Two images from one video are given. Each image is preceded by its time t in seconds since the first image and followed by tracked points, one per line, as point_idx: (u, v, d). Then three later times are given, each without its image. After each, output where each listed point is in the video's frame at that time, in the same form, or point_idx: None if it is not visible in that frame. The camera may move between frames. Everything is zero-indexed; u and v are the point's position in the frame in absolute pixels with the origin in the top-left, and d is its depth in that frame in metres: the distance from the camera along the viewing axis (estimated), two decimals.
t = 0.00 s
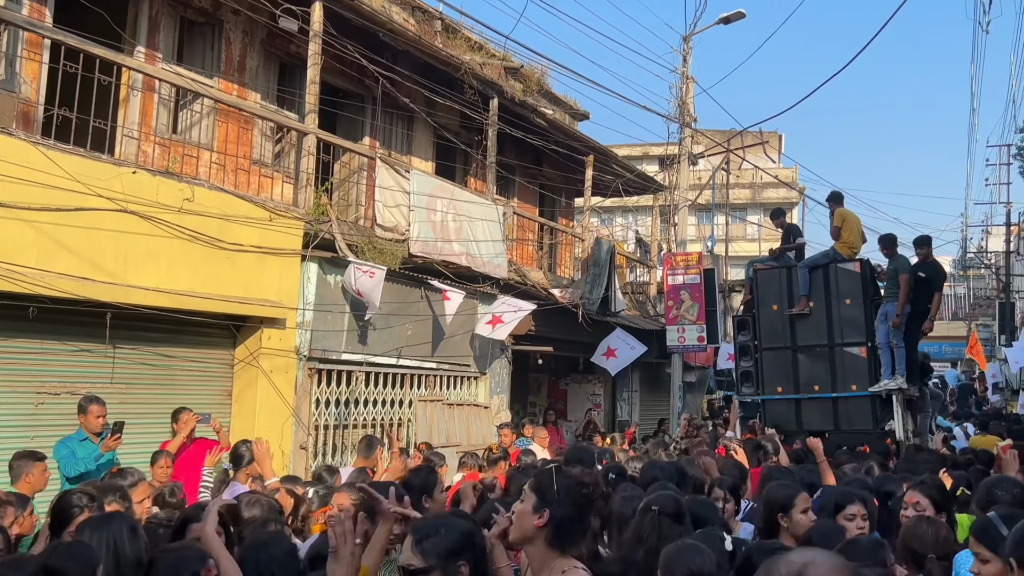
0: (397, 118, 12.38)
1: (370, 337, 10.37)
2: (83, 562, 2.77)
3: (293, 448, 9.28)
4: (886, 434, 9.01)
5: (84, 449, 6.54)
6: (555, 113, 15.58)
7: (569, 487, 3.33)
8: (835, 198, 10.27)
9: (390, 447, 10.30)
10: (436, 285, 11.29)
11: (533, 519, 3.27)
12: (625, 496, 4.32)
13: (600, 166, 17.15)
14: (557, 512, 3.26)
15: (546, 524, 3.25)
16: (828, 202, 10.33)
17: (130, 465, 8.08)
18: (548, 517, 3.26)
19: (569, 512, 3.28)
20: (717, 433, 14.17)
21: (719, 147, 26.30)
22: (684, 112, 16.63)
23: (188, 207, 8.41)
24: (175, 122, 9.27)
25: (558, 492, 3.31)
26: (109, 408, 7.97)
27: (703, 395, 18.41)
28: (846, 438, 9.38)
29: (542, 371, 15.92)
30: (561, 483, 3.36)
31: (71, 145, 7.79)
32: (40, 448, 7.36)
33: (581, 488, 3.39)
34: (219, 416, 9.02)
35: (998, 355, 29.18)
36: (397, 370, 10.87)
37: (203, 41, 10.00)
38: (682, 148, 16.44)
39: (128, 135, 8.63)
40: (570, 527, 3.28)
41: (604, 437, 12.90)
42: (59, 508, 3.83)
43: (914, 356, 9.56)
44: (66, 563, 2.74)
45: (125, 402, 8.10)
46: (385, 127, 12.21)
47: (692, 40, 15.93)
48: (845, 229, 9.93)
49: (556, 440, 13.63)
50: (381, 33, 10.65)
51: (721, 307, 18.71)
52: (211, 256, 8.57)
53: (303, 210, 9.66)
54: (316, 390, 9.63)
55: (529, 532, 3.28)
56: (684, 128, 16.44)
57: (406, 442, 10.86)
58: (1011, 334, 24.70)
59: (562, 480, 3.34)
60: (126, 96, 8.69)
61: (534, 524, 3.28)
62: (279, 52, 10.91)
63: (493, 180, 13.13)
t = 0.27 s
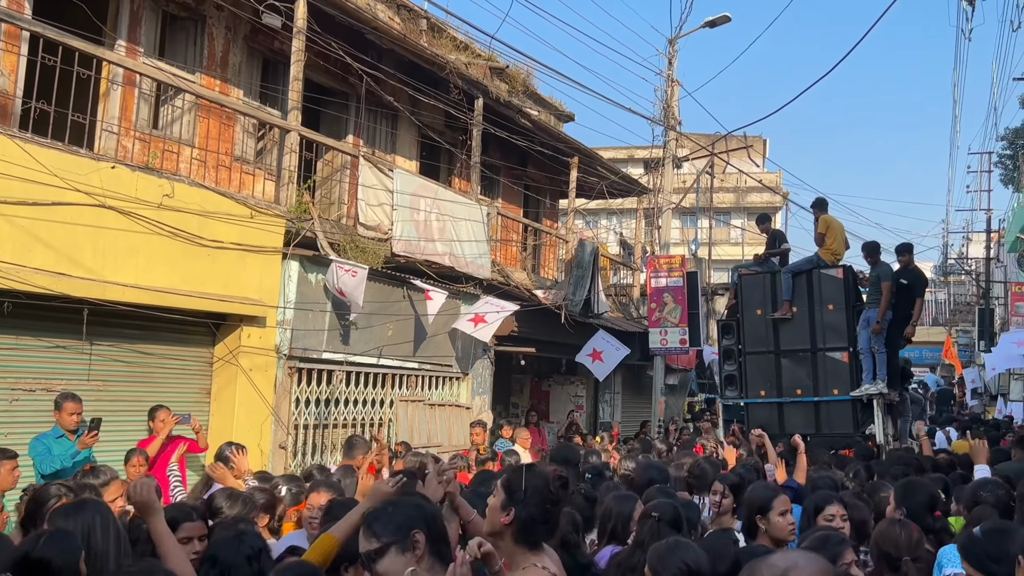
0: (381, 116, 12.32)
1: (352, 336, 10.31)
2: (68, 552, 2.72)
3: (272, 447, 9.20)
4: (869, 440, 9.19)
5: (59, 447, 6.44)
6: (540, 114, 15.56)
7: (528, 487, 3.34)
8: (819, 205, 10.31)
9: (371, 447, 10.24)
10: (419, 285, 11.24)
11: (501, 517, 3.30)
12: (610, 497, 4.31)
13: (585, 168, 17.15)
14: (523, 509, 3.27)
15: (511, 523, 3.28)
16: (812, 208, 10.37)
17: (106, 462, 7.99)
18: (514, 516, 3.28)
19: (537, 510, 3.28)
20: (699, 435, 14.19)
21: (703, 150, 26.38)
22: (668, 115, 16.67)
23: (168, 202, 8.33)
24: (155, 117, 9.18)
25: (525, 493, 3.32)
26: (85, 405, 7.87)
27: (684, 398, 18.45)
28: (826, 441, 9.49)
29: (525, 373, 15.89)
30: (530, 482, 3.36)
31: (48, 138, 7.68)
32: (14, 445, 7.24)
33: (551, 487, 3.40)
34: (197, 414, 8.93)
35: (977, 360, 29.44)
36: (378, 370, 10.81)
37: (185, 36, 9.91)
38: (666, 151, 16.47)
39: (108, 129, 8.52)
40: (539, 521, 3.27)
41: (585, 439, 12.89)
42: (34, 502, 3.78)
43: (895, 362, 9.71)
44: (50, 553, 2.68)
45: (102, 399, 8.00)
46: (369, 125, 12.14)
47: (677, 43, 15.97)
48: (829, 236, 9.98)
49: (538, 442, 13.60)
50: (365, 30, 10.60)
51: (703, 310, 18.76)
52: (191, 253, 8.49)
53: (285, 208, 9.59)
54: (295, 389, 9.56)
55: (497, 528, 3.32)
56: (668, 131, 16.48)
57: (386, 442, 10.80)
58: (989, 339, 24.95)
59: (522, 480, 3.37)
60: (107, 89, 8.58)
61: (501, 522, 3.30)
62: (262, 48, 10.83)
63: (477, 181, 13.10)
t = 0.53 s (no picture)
0: (370, 115, 12.29)
1: (338, 335, 10.26)
2: (51, 548, 2.70)
3: (258, 446, 9.15)
4: (855, 442, 9.27)
5: (40, 445, 6.37)
6: (530, 114, 15.54)
7: (524, 504, 3.30)
8: (808, 209, 10.34)
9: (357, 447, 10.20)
10: (407, 284, 11.21)
11: (495, 533, 3.32)
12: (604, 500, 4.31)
13: (575, 168, 17.15)
14: (518, 527, 3.26)
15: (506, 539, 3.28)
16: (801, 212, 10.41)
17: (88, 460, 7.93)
18: (508, 533, 3.28)
19: (529, 529, 3.26)
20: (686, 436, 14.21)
21: (692, 152, 26.42)
22: (658, 116, 16.68)
23: (153, 199, 8.28)
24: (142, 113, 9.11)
25: (519, 511, 3.29)
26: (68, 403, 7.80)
27: (672, 399, 18.47)
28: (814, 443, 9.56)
29: (513, 373, 15.87)
30: (523, 500, 3.32)
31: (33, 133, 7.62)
32: None
33: (545, 502, 3.36)
34: (183, 412, 8.88)
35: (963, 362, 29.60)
36: (365, 369, 10.78)
37: (173, 32, 9.85)
38: (656, 153, 16.48)
39: (94, 125, 8.45)
40: (532, 541, 3.26)
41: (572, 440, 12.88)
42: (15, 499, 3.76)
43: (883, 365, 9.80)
44: (31, 548, 2.66)
45: (85, 397, 7.94)
46: (358, 123, 12.10)
47: (668, 45, 15.99)
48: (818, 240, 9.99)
49: (525, 442, 13.58)
50: (355, 29, 10.56)
51: (692, 311, 18.78)
52: (176, 251, 8.44)
53: (272, 206, 9.55)
54: (281, 388, 9.51)
55: (492, 542, 3.34)
56: (658, 133, 16.50)
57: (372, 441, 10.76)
58: (975, 342, 25.10)
59: (520, 496, 3.32)
60: (93, 85, 8.51)
61: (496, 538, 3.32)
62: (251, 45, 10.78)
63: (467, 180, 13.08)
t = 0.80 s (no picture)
0: (364, 111, 12.27)
1: (331, 330, 10.26)
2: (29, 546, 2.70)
3: (250, 441, 9.15)
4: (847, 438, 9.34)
5: (31, 439, 6.36)
6: (524, 110, 15.54)
7: (533, 477, 3.43)
8: (804, 207, 10.38)
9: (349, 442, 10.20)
10: (400, 280, 11.21)
11: (504, 510, 3.41)
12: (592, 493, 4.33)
13: (568, 165, 17.16)
14: (528, 501, 3.36)
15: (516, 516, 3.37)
16: (795, 210, 10.44)
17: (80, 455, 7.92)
18: (518, 508, 3.37)
19: (539, 503, 3.36)
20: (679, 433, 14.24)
21: (686, 150, 26.45)
22: (652, 114, 16.69)
23: (146, 193, 8.26)
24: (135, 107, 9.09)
25: (527, 486, 3.41)
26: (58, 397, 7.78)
27: (665, 395, 18.52)
28: (808, 439, 9.61)
29: (506, 369, 15.87)
30: (531, 476, 3.44)
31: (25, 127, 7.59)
32: None
33: (552, 479, 3.47)
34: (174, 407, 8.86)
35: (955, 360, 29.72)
36: (358, 365, 10.77)
37: (166, 26, 9.82)
38: (649, 150, 16.50)
39: (86, 119, 8.42)
40: (543, 514, 3.35)
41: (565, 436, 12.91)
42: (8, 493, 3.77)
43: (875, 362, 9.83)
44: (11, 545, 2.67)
45: (76, 391, 7.92)
46: (351, 119, 12.09)
47: (662, 42, 16.00)
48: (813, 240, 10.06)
49: (517, 438, 13.59)
50: (348, 24, 10.54)
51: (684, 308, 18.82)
52: (169, 245, 8.43)
53: (265, 201, 9.54)
54: (273, 383, 9.50)
55: (504, 521, 3.43)
56: (652, 130, 16.51)
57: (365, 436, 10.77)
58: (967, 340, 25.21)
59: (528, 470, 3.46)
60: (86, 79, 8.47)
61: (507, 516, 3.41)
62: (244, 40, 10.76)
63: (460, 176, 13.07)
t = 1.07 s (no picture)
0: (359, 102, 12.20)
1: (325, 323, 10.22)
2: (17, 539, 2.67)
3: (245, 433, 9.13)
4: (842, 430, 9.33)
5: (25, 433, 6.32)
6: (520, 102, 15.47)
7: (545, 469, 3.33)
8: (801, 199, 10.35)
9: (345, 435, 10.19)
10: (395, 272, 11.16)
11: (517, 501, 3.30)
12: (585, 483, 4.32)
13: (565, 157, 17.10)
14: (540, 492, 3.27)
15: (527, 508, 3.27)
16: (791, 201, 10.41)
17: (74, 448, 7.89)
18: (531, 500, 3.27)
19: (551, 494, 3.27)
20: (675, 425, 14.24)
21: (683, 142, 26.39)
22: (649, 105, 16.62)
23: (138, 185, 8.20)
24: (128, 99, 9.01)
25: (540, 478, 3.31)
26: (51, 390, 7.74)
27: (661, 387, 18.53)
28: (804, 431, 9.62)
29: (502, 361, 15.85)
30: (542, 467, 3.35)
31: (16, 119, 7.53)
32: None
33: (563, 471, 3.39)
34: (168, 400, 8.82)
35: (951, 351, 29.76)
36: (353, 357, 10.75)
37: (158, 17, 9.73)
38: (646, 142, 16.46)
39: (78, 111, 8.34)
40: (554, 505, 3.27)
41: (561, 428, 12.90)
42: None
43: (872, 353, 9.82)
44: None
45: (69, 384, 7.88)
46: (346, 110, 12.01)
47: (658, 33, 15.93)
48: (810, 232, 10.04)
49: (513, 430, 13.59)
50: (343, 14, 10.46)
51: (681, 300, 18.81)
52: (162, 237, 8.38)
53: (259, 192, 9.48)
54: (268, 375, 9.47)
55: (514, 513, 3.32)
56: (648, 121, 16.46)
57: (360, 429, 10.75)
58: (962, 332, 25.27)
59: (541, 463, 3.36)
60: (77, 69, 8.38)
61: (518, 507, 3.30)
62: (238, 30, 10.68)
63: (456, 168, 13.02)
